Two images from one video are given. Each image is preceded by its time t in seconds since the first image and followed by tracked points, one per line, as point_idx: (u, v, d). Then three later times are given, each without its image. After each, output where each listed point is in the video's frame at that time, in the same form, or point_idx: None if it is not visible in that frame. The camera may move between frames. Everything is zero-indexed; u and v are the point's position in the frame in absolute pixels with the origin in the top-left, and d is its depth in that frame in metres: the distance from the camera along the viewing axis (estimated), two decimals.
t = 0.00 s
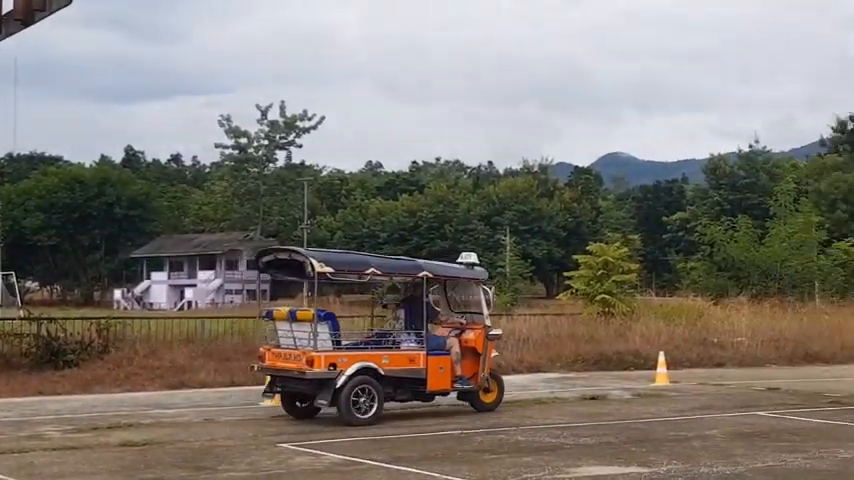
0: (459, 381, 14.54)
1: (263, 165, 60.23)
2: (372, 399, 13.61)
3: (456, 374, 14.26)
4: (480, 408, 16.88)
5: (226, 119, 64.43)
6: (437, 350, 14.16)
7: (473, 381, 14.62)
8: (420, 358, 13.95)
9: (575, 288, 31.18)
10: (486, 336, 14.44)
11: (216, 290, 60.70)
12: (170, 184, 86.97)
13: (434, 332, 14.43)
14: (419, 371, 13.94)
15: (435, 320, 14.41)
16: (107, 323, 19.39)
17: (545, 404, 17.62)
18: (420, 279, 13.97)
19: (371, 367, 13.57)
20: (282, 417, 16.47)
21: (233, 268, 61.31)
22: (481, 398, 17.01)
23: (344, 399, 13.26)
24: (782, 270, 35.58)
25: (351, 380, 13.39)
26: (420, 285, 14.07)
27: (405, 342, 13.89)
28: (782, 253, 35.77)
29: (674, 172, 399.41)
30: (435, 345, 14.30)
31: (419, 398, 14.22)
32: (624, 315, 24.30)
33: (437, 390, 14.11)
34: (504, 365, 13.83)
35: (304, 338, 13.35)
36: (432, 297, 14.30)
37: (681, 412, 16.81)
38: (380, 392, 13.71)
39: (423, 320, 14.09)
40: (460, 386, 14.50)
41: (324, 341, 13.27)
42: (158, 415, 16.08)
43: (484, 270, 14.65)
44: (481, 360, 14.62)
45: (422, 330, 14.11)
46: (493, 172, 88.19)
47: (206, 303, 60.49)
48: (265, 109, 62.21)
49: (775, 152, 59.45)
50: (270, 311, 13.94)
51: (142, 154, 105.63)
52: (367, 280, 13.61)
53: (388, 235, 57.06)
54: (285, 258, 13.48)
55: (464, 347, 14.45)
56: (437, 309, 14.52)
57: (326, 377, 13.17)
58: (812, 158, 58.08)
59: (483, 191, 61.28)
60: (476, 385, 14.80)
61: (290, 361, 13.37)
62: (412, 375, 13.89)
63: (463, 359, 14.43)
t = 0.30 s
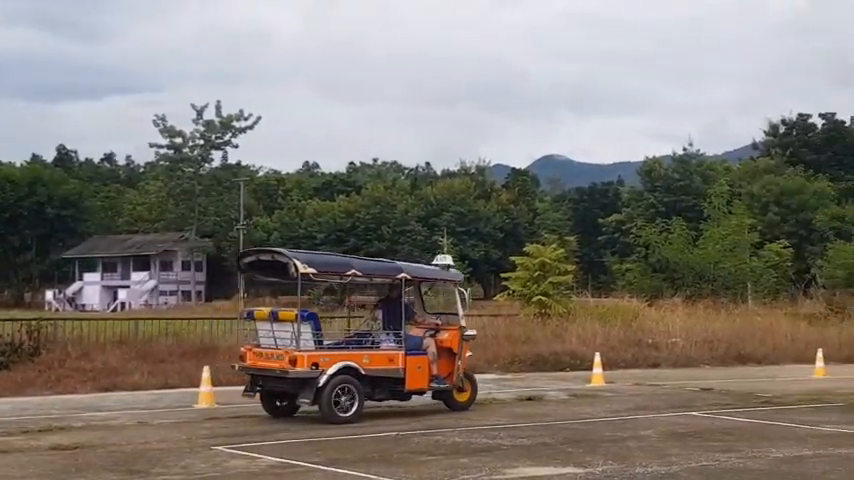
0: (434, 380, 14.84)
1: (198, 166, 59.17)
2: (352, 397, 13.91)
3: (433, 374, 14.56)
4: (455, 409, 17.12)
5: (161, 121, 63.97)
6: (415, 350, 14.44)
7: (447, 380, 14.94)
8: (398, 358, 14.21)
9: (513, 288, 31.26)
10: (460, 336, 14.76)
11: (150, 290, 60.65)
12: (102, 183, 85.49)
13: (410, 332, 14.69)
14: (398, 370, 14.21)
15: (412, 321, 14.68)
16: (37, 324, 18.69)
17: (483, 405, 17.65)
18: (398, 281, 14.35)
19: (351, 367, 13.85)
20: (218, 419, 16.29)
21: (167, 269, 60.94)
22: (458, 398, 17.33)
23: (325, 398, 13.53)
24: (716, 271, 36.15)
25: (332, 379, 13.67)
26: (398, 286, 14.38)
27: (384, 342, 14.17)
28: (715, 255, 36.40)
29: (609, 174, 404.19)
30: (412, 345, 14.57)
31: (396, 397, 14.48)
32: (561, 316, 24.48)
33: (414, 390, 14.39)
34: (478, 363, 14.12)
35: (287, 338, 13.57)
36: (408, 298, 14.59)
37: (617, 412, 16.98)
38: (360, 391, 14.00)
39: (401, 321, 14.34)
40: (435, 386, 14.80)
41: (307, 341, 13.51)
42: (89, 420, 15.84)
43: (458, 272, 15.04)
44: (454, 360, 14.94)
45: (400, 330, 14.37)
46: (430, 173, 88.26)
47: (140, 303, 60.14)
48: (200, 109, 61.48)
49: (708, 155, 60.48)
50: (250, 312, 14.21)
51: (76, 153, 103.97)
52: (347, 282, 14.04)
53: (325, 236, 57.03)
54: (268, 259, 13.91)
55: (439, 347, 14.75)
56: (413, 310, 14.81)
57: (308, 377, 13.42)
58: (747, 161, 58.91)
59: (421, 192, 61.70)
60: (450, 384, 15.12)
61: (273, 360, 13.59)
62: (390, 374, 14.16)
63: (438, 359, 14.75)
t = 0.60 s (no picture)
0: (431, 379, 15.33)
1: (155, 165, 57.78)
2: (354, 396, 14.31)
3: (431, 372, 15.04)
4: (454, 406, 17.39)
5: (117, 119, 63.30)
6: (413, 349, 14.92)
7: (444, 378, 15.44)
8: (398, 356, 14.66)
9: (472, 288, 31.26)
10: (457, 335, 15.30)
11: (108, 291, 61.76)
12: (58, 182, 84.52)
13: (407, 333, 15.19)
14: (398, 369, 14.65)
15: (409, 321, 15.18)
16: None
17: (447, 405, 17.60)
18: (395, 282, 14.88)
19: (353, 366, 14.25)
20: (176, 421, 16.15)
21: (125, 270, 62.07)
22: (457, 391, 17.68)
23: (328, 395, 13.91)
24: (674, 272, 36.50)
25: (336, 378, 14.07)
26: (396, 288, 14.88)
27: (383, 341, 14.62)
28: (674, 256, 36.91)
29: (572, 175, 407.04)
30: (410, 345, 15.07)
31: (395, 395, 14.90)
32: (520, 317, 24.59)
33: (414, 388, 14.85)
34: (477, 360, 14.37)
35: (292, 339, 13.99)
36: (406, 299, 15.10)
37: (577, 412, 17.06)
38: (362, 389, 14.41)
39: (400, 321, 14.83)
40: (433, 384, 15.28)
41: (310, 341, 13.93)
42: (44, 424, 15.61)
43: (453, 273, 15.59)
44: (451, 359, 15.46)
45: (399, 330, 14.84)
46: (391, 173, 88.32)
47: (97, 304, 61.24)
48: (157, 108, 60.91)
49: (668, 156, 61.24)
50: (253, 312, 14.58)
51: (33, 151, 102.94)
52: (348, 283, 14.52)
53: (284, 236, 56.91)
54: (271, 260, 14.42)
55: (436, 346, 15.26)
56: (410, 310, 15.32)
57: (311, 375, 13.82)
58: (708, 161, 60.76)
59: (382, 192, 61.55)
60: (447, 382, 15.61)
61: (277, 360, 13.99)
62: (391, 373, 14.58)
63: (436, 358, 15.26)
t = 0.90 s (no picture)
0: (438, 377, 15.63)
1: (123, 165, 58.26)
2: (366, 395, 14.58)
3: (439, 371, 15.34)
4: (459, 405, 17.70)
5: (85, 119, 66.61)
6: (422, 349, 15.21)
7: (451, 376, 15.74)
8: (407, 356, 14.93)
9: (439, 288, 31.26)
10: (463, 334, 15.60)
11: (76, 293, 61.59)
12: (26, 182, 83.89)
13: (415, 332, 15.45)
14: (407, 368, 14.91)
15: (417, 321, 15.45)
16: None
17: (416, 406, 17.54)
18: (405, 282, 15.13)
19: (364, 365, 14.50)
20: (145, 423, 16.03)
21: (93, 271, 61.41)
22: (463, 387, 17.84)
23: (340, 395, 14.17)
24: (643, 272, 36.60)
25: (347, 377, 14.32)
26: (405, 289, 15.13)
27: (392, 341, 14.87)
28: (644, 256, 36.91)
29: (548, 174, 408.73)
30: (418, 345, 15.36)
31: (403, 394, 15.16)
32: (491, 317, 24.61)
33: (423, 387, 15.13)
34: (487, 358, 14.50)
35: (305, 339, 14.22)
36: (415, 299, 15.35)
37: (549, 412, 17.08)
38: (372, 388, 14.67)
39: (409, 321, 15.10)
40: (439, 383, 15.56)
41: (322, 341, 14.16)
42: (9, 427, 15.44)
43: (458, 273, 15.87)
44: (457, 358, 15.76)
45: (408, 330, 15.11)
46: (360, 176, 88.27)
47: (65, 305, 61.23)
48: (126, 108, 60.62)
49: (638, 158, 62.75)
50: (264, 312, 14.76)
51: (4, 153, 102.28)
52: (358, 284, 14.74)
53: (254, 237, 56.51)
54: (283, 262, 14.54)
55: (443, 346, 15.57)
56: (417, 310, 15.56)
57: (324, 375, 14.07)
58: (678, 162, 65.88)
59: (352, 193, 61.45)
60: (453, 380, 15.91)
61: (291, 360, 14.22)
62: (400, 372, 14.85)
63: (443, 357, 15.57)
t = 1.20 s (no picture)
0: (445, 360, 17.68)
1: (136, 173, 60.90)
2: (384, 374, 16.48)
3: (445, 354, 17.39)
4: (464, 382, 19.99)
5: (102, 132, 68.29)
6: (431, 334, 17.25)
7: (455, 359, 17.80)
8: (419, 340, 16.93)
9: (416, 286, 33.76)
10: (466, 322, 17.72)
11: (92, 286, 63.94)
12: (24, 180, 86.24)
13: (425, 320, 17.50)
14: (418, 351, 16.92)
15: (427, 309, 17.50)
16: None
17: (394, 384, 19.72)
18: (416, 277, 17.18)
19: (383, 348, 16.41)
20: (155, 401, 18.29)
21: (108, 266, 63.72)
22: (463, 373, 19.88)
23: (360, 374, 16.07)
24: (595, 268, 39.13)
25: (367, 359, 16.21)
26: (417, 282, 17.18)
27: (406, 327, 16.83)
28: (595, 254, 39.32)
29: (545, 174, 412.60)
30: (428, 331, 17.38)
31: (415, 374, 17.14)
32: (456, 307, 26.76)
33: (432, 367, 17.14)
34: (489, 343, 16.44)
35: (331, 326, 16.13)
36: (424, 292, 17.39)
37: (515, 391, 19.31)
38: (389, 368, 16.58)
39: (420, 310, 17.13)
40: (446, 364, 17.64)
41: (347, 327, 16.06)
42: (37, 406, 17.75)
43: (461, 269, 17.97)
44: (461, 343, 17.87)
45: (418, 318, 17.15)
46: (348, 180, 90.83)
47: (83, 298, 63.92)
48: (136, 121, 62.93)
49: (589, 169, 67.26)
50: (295, 303, 16.72)
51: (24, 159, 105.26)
52: (377, 278, 16.72)
53: (251, 237, 58.55)
54: (313, 260, 16.55)
55: (449, 331, 17.66)
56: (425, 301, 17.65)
57: (347, 357, 15.97)
58: (629, 173, 71.70)
59: (337, 198, 64.43)
60: (457, 362, 17.97)
61: (319, 344, 16.14)
62: (413, 354, 16.82)
63: (449, 342, 17.67)
